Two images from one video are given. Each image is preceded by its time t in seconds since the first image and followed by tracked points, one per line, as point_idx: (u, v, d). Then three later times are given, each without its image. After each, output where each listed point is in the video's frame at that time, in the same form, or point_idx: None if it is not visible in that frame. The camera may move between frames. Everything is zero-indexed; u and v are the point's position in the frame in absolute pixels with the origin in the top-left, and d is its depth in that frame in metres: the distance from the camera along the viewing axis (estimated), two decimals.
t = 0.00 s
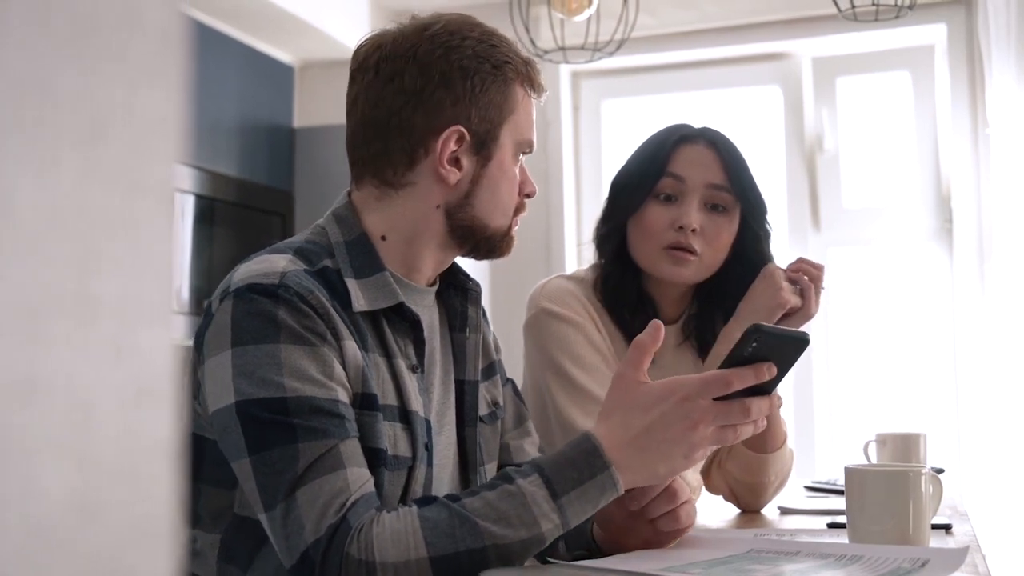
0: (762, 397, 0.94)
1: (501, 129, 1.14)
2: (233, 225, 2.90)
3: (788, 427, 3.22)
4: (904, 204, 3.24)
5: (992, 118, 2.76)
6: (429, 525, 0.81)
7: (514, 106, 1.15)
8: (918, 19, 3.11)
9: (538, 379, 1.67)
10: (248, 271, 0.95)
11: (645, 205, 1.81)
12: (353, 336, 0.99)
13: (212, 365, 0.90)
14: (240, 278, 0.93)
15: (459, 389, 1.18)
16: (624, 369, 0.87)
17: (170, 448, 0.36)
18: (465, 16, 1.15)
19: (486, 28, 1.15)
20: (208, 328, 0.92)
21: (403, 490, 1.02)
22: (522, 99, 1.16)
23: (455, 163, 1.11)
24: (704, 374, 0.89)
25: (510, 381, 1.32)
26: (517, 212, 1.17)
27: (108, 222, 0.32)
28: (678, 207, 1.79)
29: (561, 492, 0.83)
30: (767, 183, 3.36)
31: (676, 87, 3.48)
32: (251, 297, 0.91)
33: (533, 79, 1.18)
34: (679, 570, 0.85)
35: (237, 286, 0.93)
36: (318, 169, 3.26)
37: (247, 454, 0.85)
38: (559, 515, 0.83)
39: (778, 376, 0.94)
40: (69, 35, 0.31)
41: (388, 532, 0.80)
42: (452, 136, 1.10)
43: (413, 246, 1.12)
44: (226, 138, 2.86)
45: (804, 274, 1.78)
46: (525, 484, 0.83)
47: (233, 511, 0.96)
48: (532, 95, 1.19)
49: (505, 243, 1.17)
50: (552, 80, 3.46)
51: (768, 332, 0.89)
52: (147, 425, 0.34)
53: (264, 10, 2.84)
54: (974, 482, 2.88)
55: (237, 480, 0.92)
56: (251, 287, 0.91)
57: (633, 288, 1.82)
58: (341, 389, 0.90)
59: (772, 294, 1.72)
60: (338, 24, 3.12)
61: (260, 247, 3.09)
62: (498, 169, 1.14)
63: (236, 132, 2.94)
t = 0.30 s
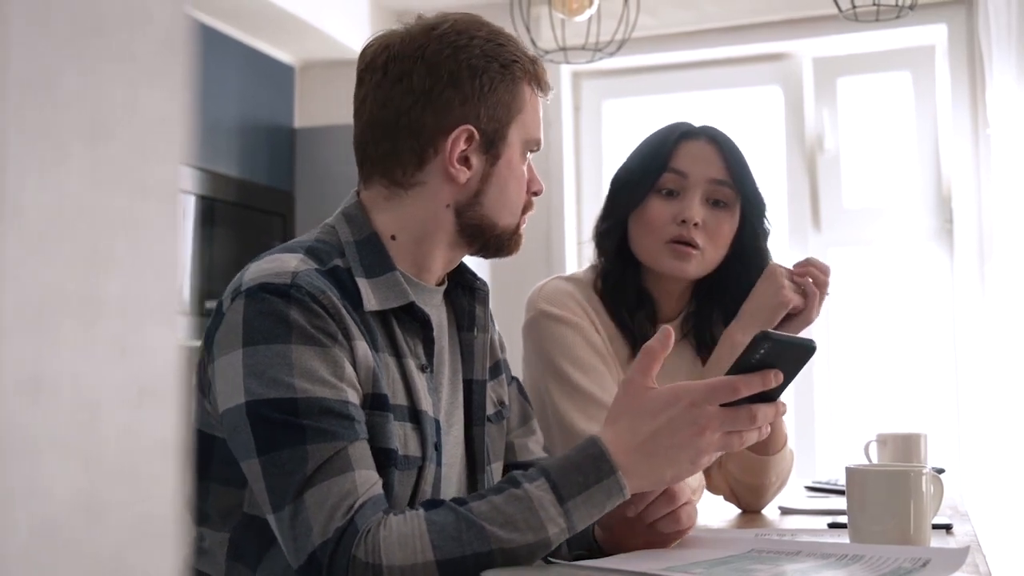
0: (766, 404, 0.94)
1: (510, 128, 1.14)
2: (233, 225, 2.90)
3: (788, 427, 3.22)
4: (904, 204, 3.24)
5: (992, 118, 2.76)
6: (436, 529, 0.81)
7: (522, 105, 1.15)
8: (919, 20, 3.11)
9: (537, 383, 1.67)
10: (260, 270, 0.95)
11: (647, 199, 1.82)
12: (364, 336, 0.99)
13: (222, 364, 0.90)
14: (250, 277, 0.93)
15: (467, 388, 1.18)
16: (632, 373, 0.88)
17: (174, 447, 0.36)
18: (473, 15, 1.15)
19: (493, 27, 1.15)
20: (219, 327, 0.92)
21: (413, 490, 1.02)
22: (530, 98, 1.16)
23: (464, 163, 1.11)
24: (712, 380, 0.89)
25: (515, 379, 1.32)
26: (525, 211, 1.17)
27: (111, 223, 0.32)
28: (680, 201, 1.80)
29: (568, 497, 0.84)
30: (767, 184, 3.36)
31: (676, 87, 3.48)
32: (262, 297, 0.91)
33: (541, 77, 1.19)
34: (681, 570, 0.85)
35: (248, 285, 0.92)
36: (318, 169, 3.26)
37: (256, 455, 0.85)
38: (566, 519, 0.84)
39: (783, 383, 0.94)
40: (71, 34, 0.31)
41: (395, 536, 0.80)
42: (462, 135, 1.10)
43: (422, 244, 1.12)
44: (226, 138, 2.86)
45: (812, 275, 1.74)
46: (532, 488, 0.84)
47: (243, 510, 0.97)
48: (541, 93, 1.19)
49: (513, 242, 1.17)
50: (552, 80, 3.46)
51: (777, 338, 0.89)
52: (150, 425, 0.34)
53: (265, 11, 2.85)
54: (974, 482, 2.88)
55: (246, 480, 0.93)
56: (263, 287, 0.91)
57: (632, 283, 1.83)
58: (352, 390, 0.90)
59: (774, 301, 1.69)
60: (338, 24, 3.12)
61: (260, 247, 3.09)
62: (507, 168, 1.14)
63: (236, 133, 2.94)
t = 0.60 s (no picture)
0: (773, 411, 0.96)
1: (518, 128, 1.14)
2: (234, 225, 2.89)
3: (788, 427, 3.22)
4: (904, 204, 3.24)
5: (993, 118, 2.76)
6: (443, 533, 0.82)
7: (530, 104, 1.15)
8: (919, 20, 3.11)
9: (536, 394, 1.66)
10: (269, 270, 0.94)
11: (647, 189, 1.84)
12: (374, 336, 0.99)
13: (231, 363, 0.90)
14: (260, 277, 0.93)
15: (473, 387, 1.18)
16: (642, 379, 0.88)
17: (175, 447, 0.36)
18: (481, 14, 1.15)
19: (502, 27, 1.15)
20: (228, 327, 0.92)
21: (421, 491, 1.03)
22: (537, 97, 1.16)
23: (474, 163, 1.11)
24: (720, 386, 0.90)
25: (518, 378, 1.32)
26: (532, 209, 1.18)
27: (112, 222, 0.32)
28: (681, 192, 1.82)
29: (575, 501, 0.85)
30: (767, 184, 3.37)
31: (677, 87, 3.48)
32: (273, 297, 0.91)
33: (548, 75, 1.19)
34: (683, 570, 0.85)
35: (258, 285, 0.92)
36: (319, 169, 3.26)
37: (264, 456, 0.85)
38: (572, 523, 0.84)
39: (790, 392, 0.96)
40: (71, 33, 0.31)
41: (403, 540, 0.81)
42: (472, 134, 1.10)
43: (430, 243, 1.12)
44: (226, 138, 2.86)
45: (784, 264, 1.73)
46: (539, 493, 0.85)
47: (251, 510, 0.97)
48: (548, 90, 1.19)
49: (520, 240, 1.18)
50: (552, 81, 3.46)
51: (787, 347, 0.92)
52: (151, 425, 0.34)
53: (266, 11, 2.85)
54: (975, 481, 2.87)
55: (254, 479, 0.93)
56: (273, 287, 0.91)
57: (628, 276, 1.83)
58: (361, 391, 0.90)
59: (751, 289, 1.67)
60: (339, 24, 3.13)
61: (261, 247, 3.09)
62: (516, 167, 1.14)
63: (236, 133, 2.94)
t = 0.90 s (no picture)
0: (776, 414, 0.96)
1: (524, 129, 1.14)
2: (234, 225, 2.89)
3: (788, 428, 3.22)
4: (904, 204, 3.24)
5: (993, 118, 2.76)
6: (447, 535, 0.82)
7: (537, 105, 1.15)
8: (920, 21, 3.11)
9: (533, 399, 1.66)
10: (275, 269, 0.94)
11: (646, 185, 1.84)
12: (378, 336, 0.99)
13: (236, 362, 0.90)
14: (266, 277, 0.93)
15: (477, 387, 1.18)
16: (649, 382, 0.88)
17: (175, 447, 0.36)
18: (487, 14, 1.15)
19: (508, 27, 1.15)
20: (233, 326, 0.92)
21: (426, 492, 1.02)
22: (544, 99, 1.16)
23: (480, 164, 1.11)
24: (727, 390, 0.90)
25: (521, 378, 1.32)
26: (537, 211, 1.18)
27: (111, 222, 0.32)
28: (679, 188, 1.83)
29: (577, 504, 0.85)
30: (767, 184, 3.37)
31: (677, 88, 3.48)
32: (278, 296, 0.91)
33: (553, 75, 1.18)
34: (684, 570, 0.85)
35: (264, 284, 0.92)
36: (319, 169, 3.26)
37: (268, 456, 0.85)
38: (575, 526, 0.85)
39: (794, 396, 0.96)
40: (71, 33, 0.31)
41: (405, 541, 0.81)
42: (480, 136, 1.10)
43: (435, 243, 1.12)
44: (226, 138, 2.86)
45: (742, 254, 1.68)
46: (542, 496, 0.85)
47: (254, 510, 0.97)
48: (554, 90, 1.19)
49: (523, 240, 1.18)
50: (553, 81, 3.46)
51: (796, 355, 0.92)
52: (151, 425, 0.34)
53: (266, 11, 2.85)
54: (975, 481, 2.87)
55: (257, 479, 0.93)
56: (279, 286, 0.91)
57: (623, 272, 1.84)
58: (365, 392, 0.90)
59: (714, 282, 1.64)
60: (340, 24, 3.13)
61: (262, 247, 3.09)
62: (522, 169, 1.14)
63: (236, 134, 2.94)
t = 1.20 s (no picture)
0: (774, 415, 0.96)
1: (528, 131, 1.14)
2: (234, 225, 2.89)
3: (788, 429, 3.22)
4: (904, 204, 3.24)
5: (994, 118, 2.76)
6: (440, 534, 0.82)
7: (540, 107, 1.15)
8: (920, 22, 3.12)
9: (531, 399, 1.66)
10: (275, 268, 0.94)
11: (642, 183, 1.85)
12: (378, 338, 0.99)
13: (234, 361, 0.90)
14: (266, 276, 0.93)
15: (478, 389, 1.18)
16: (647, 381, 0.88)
17: (175, 448, 0.35)
18: (490, 15, 1.15)
19: (510, 28, 1.15)
20: (233, 325, 0.92)
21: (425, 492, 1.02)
22: (548, 100, 1.16)
23: (483, 165, 1.11)
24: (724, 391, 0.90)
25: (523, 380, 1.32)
26: (541, 212, 1.18)
27: (111, 222, 0.32)
28: (675, 187, 1.83)
29: (572, 504, 0.85)
30: (768, 184, 3.37)
31: (677, 88, 3.48)
32: (278, 295, 0.91)
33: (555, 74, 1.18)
34: (684, 571, 0.85)
35: (264, 284, 0.92)
36: (319, 169, 3.26)
37: (264, 455, 0.85)
38: (570, 526, 0.85)
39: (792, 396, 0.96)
40: (72, 33, 0.31)
41: (398, 540, 0.81)
42: (483, 137, 1.10)
43: (438, 245, 1.12)
44: (226, 139, 2.86)
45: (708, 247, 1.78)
46: (537, 495, 0.85)
47: (253, 510, 0.97)
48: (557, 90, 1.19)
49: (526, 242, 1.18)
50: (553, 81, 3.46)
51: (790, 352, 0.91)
52: (151, 425, 0.34)
53: (267, 11, 2.85)
54: (976, 482, 2.87)
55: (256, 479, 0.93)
56: (279, 285, 0.91)
57: (620, 273, 1.84)
58: (364, 392, 0.90)
59: (685, 282, 1.72)
60: (340, 24, 3.13)
61: (262, 248, 3.08)
62: (524, 170, 1.14)
63: (237, 134, 2.93)
